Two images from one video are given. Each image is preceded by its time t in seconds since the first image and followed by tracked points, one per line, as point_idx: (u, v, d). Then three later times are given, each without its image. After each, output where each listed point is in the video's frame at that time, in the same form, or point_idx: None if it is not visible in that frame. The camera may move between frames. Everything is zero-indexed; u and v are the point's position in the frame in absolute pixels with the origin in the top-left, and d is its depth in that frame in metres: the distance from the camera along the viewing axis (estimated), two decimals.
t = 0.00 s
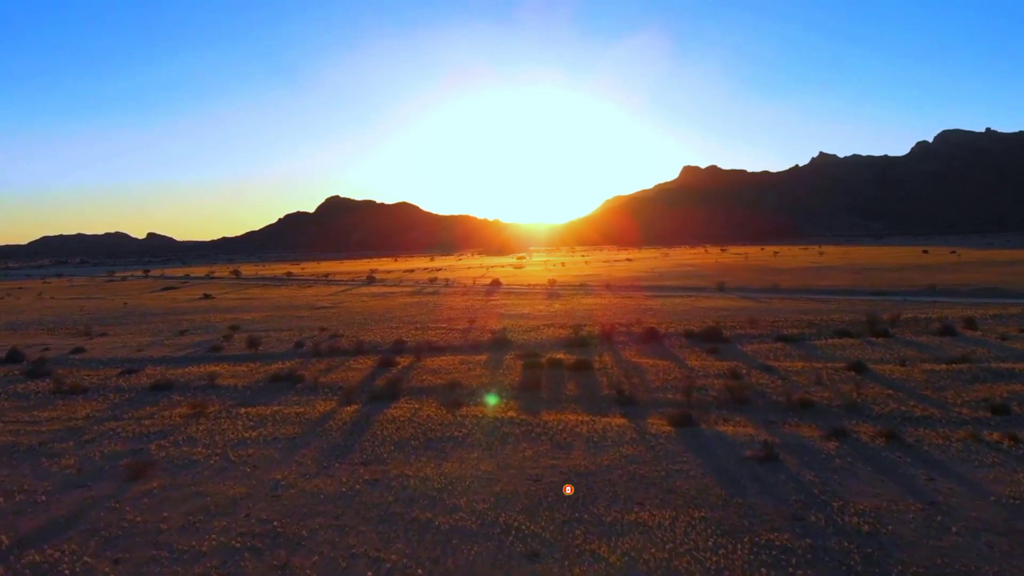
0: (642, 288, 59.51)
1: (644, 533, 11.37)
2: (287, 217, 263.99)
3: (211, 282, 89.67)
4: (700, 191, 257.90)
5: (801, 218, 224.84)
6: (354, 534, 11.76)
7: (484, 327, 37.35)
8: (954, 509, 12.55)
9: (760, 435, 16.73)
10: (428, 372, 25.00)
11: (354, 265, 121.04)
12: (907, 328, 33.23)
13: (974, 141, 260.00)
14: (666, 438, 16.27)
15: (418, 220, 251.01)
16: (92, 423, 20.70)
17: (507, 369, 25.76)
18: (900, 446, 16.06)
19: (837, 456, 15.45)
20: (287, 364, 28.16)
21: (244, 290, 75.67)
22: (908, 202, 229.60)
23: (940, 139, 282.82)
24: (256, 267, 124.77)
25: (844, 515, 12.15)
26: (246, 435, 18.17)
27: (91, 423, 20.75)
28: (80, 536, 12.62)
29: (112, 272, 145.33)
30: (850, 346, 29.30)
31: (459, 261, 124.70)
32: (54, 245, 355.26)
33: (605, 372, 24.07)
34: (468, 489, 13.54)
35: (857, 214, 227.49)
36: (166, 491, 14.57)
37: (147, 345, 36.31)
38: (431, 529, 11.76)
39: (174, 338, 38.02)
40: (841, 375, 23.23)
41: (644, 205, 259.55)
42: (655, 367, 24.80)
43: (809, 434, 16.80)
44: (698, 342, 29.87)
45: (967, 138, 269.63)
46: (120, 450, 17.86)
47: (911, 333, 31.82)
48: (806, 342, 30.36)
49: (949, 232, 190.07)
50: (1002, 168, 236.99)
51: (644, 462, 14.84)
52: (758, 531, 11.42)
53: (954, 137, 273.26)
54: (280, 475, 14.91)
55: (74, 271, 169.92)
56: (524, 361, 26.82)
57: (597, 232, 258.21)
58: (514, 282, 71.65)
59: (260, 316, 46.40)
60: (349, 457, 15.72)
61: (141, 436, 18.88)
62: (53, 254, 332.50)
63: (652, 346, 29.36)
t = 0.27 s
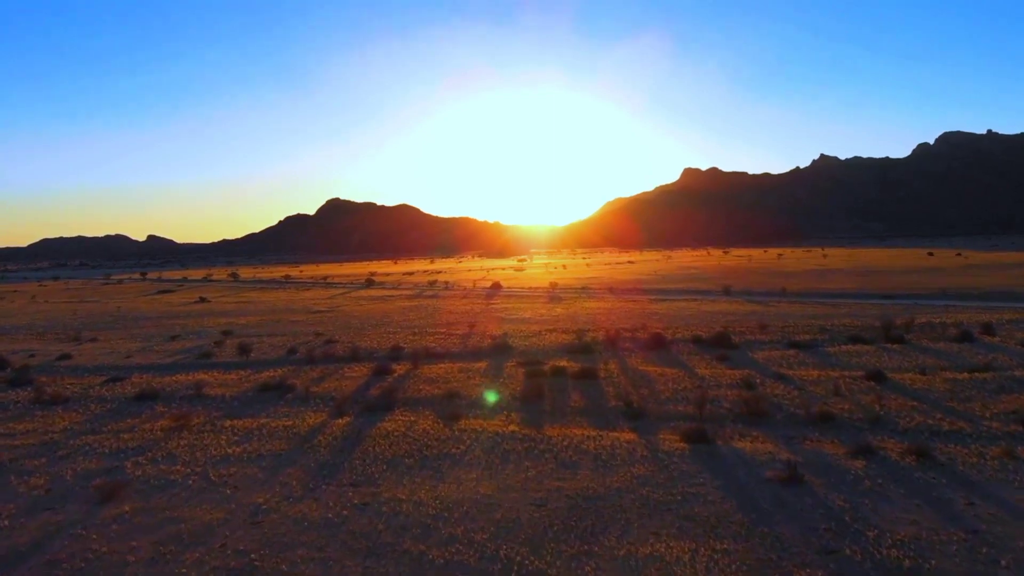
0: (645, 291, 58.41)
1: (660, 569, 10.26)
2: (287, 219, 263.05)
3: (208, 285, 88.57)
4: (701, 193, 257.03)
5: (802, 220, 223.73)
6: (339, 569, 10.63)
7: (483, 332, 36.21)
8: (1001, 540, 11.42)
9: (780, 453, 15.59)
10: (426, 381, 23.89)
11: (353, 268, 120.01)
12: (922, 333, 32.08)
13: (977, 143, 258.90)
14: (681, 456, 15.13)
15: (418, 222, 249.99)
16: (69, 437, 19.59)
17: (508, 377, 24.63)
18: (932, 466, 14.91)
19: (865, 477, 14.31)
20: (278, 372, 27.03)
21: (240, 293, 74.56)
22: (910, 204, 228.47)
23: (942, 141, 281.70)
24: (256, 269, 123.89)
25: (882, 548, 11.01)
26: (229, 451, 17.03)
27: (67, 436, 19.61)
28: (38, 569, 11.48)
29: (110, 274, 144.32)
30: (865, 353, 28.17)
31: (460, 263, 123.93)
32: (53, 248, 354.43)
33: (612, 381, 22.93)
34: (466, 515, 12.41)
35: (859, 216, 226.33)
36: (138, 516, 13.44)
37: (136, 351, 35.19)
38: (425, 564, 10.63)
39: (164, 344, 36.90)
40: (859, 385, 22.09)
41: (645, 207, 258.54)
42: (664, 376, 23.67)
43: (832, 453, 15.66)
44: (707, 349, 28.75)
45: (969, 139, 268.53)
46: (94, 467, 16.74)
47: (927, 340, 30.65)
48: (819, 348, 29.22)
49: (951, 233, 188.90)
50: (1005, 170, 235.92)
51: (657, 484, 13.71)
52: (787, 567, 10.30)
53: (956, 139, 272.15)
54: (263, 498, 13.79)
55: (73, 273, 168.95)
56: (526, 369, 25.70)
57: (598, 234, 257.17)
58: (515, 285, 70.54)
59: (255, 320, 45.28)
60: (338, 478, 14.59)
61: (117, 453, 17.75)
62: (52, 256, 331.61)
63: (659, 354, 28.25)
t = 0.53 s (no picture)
0: (648, 289, 57.49)
1: None
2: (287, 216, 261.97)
3: (206, 283, 87.63)
4: (702, 190, 256.29)
5: (804, 217, 222.69)
6: None
7: (484, 332, 35.29)
8: None
9: (799, 465, 14.66)
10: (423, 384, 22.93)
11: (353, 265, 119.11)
12: (935, 334, 31.13)
13: (979, 140, 257.74)
14: (694, 469, 14.18)
15: (418, 219, 248.92)
16: (47, 445, 18.66)
17: (509, 380, 23.69)
18: (962, 480, 13.97)
19: (892, 493, 13.36)
20: (270, 374, 26.09)
21: (238, 291, 73.59)
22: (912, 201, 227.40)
23: (945, 137, 280.33)
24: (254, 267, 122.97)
25: None
26: (214, 461, 16.08)
27: (45, 444, 18.68)
28: None
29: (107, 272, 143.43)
30: (879, 355, 27.19)
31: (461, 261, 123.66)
32: (52, 245, 353.39)
33: (618, 384, 21.97)
34: (463, 536, 11.47)
35: (861, 213, 225.27)
36: (108, 535, 12.49)
37: (126, 351, 34.23)
38: None
39: (156, 344, 35.96)
40: (876, 390, 21.12)
41: (646, 204, 257.52)
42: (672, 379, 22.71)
43: (855, 465, 14.71)
44: (715, 351, 27.78)
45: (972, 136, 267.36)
46: (70, 479, 15.80)
47: (941, 341, 29.70)
48: (831, 350, 28.25)
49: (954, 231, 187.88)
50: (1008, 167, 234.90)
51: (669, 500, 12.77)
52: None
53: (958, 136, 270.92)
54: (244, 517, 12.83)
55: (71, 271, 168.04)
56: (528, 371, 24.74)
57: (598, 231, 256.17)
58: (516, 283, 69.56)
59: (250, 320, 44.33)
60: (327, 493, 13.66)
61: (95, 463, 16.79)
62: (52, 253, 331.08)
63: (666, 355, 27.28)
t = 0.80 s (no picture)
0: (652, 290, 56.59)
1: None
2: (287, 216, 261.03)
3: (204, 283, 86.75)
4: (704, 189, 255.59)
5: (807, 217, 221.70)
6: None
7: (484, 335, 34.36)
8: None
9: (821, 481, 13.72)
10: (421, 391, 21.96)
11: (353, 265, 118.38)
12: (950, 337, 30.15)
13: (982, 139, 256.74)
14: (709, 487, 13.23)
15: (419, 219, 247.94)
16: (24, 456, 17.73)
17: (511, 385, 22.73)
18: (997, 498, 13.04)
19: (923, 513, 12.42)
20: (262, 380, 25.14)
21: (235, 291, 72.69)
22: (915, 200, 226.38)
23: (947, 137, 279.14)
24: (254, 267, 122.24)
25: None
26: (197, 476, 15.11)
27: (22, 456, 17.74)
28: None
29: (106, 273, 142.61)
30: (893, 360, 26.20)
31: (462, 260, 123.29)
32: (53, 245, 352.64)
33: (624, 390, 21.00)
34: (461, 562, 10.53)
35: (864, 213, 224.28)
36: (78, 560, 11.55)
37: (116, 355, 33.28)
38: None
39: (148, 347, 35.03)
40: (895, 397, 20.15)
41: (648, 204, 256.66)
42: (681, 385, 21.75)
43: (881, 481, 13.78)
44: (724, 356, 26.80)
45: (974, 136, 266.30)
46: (44, 495, 14.87)
47: (957, 344, 28.75)
48: (844, 354, 27.27)
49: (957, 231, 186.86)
50: (1011, 166, 233.87)
51: (684, 521, 11.84)
52: None
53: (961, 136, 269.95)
54: (226, 539, 11.90)
55: (70, 271, 167.16)
56: (530, 377, 23.76)
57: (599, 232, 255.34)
58: (517, 284, 68.57)
59: (245, 322, 43.36)
60: (315, 512, 12.72)
61: (72, 477, 15.86)
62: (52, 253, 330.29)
63: (672, 360, 26.31)
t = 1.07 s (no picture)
0: (656, 291, 55.67)
1: None
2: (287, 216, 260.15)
3: (201, 284, 85.87)
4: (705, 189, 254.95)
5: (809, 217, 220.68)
6: None
7: (485, 337, 33.39)
8: None
9: (846, 500, 12.76)
10: (419, 396, 21.04)
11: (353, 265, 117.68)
12: (967, 340, 29.16)
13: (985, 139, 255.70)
14: (727, 507, 12.26)
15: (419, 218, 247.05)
16: None
17: (512, 392, 21.74)
18: None
19: (960, 536, 11.45)
20: (253, 385, 24.17)
21: (232, 292, 71.76)
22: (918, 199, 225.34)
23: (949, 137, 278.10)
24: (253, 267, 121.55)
25: None
26: (176, 493, 14.15)
27: None
28: None
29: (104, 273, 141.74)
30: (910, 365, 25.22)
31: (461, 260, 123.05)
32: (53, 245, 351.84)
33: (632, 397, 20.04)
34: None
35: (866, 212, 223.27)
36: None
37: (106, 358, 32.31)
38: None
39: (138, 350, 34.06)
40: (917, 406, 19.16)
41: (649, 203, 255.89)
42: (691, 392, 20.76)
43: (911, 500, 12.83)
44: (734, 360, 25.84)
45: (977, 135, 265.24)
46: (13, 512, 13.92)
47: (975, 348, 27.76)
48: (858, 359, 26.28)
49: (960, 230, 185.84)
50: (1014, 166, 232.77)
51: (701, 546, 10.89)
52: None
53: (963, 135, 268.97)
54: (203, 565, 10.94)
55: (70, 271, 166.39)
56: (534, 381, 22.77)
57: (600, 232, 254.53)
58: (518, 284, 67.59)
59: (241, 323, 42.43)
60: (301, 534, 11.75)
61: (45, 492, 14.90)
62: (51, 253, 329.47)
63: (680, 363, 25.39)
